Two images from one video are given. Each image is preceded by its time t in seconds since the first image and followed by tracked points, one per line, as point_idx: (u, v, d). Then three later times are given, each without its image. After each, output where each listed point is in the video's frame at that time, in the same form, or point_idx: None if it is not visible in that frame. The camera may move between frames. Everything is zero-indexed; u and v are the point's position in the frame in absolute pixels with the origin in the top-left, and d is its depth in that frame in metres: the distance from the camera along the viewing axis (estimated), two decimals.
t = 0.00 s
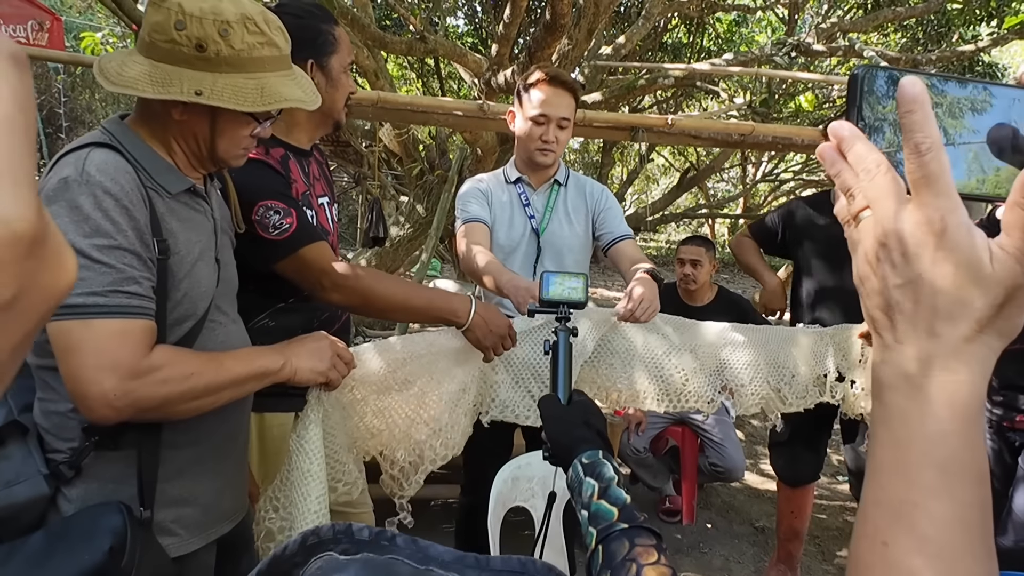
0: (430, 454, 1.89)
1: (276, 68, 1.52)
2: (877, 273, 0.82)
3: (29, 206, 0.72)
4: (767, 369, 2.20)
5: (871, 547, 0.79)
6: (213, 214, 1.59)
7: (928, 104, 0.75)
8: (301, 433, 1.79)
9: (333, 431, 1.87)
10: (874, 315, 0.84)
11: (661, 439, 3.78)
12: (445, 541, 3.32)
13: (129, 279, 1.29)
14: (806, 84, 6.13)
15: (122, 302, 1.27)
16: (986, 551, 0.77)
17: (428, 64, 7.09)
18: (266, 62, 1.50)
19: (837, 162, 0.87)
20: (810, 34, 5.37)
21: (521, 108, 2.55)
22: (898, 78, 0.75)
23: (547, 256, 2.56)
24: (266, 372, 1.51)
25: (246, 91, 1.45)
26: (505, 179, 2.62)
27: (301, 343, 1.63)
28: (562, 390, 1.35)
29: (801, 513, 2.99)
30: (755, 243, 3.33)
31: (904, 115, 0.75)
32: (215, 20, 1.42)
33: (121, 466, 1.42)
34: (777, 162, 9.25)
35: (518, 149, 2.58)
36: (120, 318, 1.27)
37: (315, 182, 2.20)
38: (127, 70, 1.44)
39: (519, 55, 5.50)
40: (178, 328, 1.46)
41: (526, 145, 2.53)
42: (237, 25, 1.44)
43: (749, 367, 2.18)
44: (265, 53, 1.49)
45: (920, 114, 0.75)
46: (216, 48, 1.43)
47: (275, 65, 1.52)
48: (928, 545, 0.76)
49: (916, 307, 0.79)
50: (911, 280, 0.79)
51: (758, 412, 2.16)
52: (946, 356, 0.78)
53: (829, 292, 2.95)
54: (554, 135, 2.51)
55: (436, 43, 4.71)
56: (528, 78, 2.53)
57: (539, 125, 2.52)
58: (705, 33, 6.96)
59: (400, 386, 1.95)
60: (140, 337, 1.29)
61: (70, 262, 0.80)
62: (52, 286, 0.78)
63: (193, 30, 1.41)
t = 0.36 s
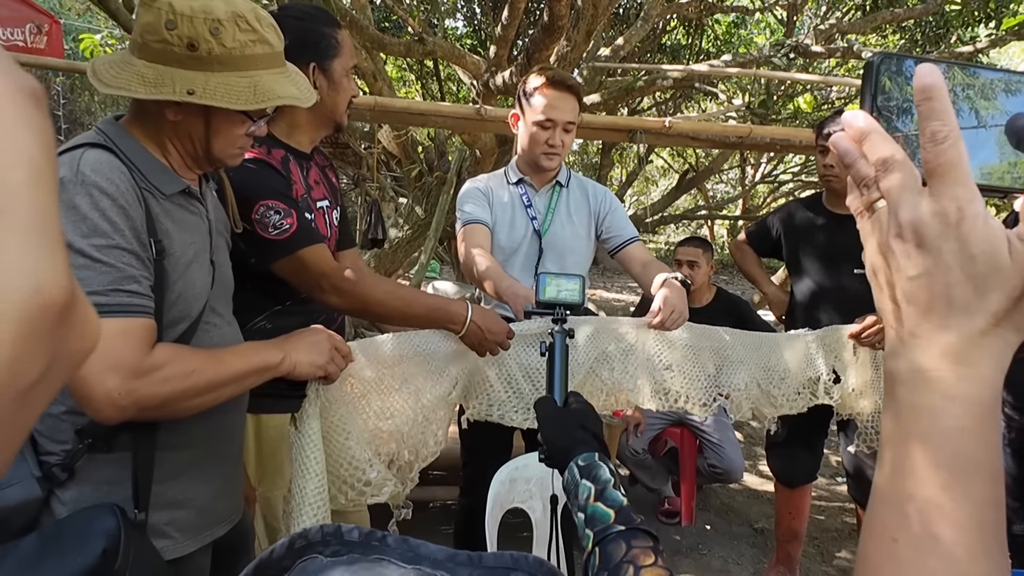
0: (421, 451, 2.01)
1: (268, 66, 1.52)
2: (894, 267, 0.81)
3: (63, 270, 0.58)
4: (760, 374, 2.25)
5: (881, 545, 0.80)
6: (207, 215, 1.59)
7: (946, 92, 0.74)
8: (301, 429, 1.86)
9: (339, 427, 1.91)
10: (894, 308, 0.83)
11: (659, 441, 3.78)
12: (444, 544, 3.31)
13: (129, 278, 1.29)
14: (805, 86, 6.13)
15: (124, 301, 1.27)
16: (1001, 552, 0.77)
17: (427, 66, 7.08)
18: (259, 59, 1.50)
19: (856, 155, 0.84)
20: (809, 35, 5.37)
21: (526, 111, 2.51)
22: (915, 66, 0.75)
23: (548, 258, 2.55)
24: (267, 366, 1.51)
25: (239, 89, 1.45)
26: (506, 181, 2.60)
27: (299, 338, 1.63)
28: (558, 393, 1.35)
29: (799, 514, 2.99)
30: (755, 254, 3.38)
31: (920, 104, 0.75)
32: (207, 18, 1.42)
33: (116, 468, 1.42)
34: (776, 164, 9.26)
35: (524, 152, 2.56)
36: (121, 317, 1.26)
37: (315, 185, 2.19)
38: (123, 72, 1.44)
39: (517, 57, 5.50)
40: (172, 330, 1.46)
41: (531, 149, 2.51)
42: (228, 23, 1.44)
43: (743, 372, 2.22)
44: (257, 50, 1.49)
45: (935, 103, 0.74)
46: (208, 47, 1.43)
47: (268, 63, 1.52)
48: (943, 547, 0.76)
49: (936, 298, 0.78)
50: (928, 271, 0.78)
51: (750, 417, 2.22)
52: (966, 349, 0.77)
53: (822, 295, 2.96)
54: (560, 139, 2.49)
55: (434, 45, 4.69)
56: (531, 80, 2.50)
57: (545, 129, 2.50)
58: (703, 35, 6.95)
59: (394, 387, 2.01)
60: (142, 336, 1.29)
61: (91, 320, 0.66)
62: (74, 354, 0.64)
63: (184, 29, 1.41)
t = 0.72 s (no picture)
0: (412, 451, 2.03)
1: (269, 66, 1.52)
2: (910, 264, 0.81)
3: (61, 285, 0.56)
4: (752, 372, 2.28)
5: (900, 548, 0.81)
6: (206, 216, 1.59)
7: (967, 89, 0.74)
8: (300, 431, 1.84)
9: (339, 428, 1.90)
10: (910, 310, 0.82)
11: (659, 442, 3.77)
12: (443, 545, 3.31)
13: (126, 279, 1.29)
14: (804, 87, 6.13)
15: (120, 303, 1.27)
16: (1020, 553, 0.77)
17: (426, 67, 7.08)
18: (261, 60, 1.50)
19: (875, 159, 0.85)
20: (807, 37, 5.37)
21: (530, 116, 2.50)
22: (936, 65, 0.75)
23: (550, 258, 2.56)
24: (266, 366, 1.52)
25: (242, 90, 1.45)
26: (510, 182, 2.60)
27: (298, 338, 1.64)
28: (563, 397, 1.34)
29: (798, 515, 2.98)
30: (747, 257, 3.33)
31: (940, 100, 0.75)
32: (209, 19, 1.42)
33: (114, 470, 1.42)
34: (775, 165, 9.26)
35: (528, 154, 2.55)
36: (117, 318, 1.26)
37: (315, 186, 2.19)
38: (126, 72, 1.44)
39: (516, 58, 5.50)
40: (170, 331, 1.46)
41: (537, 154, 2.52)
42: (231, 23, 1.44)
43: (734, 369, 2.26)
44: (260, 51, 1.49)
45: (956, 99, 0.74)
46: (210, 47, 1.43)
47: (269, 63, 1.52)
48: (960, 548, 0.77)
49: (952, 298, 0.78)
50: (946, 270, 0.77)
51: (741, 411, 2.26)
52: (985, 351, 0.77)
53: (818, 293, 2.97)
54: (565, 143, 2.49)
55: (433, 46, 4.70)
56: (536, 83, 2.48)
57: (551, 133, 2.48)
58: (702, 36, 6.96)
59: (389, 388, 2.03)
60: (138, 337, 1.29)
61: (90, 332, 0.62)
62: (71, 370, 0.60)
63: (187, 30, 1.41)
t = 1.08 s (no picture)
0: (430, 457, 1.95)
1: (270, 69, 1.51)
2: (918, 251, 0.78)
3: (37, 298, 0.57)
4: (750, 369, 2.28)
5: (911, 540, 0.74)
6: (205, 218, 1.58)
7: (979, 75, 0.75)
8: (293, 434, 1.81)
9: (330, 435, 1.87)
10: (919, 295, 0.78)
11: (658, 444, 3.76)
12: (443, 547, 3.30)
13: (122, 281, 1.28)
14: (803, 88, 6.14)
15: (115, 305, 1.26)
16: None
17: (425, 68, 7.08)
18: (261, 62, 1.49)
19: (884, 142, 0.85)
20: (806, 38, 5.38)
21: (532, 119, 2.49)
22: (948, 50, 0.76)
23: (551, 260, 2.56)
24: (259, 370, 1.50)
25: (243, 91, 1.45)
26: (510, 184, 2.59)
27: (292, 342, 1.62)
28: (567, 394, 1.33)
29: (797, 517, 2.97)
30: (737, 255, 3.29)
31: (952, 86, 0.75)
32: (210, 21, 1.42)
33: (111, 473, 1.41)
34: (773, 166, 9.26)
35: (529, 156, 2.54)
36: (113, 321, 1.26)
37: (317, 187, 2.20)
38: (125, 74, 1.43)
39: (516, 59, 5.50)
40: (169, 333, 1.45)
41: (538, 157, 2.51)
42: (233, 25, 1.44)
43: (727, 365, 2.27)
44: (261, 53, 1.49)
45: (971, 83, 0.74)
46: (212, 48, 1.42)
47: (270, 66, 1.51)
48: (976, 537, 0.71)
49: (964, 285, 0.74)
50: (955, 257, 0.74)
51: (737, 406, 2.27)
52: (994, 338, 0.72)
53: (814, 292, 2.97)
54: (568, 145, 2.48)
55: (432, 47, 4.70)
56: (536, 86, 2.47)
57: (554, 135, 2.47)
58: (701, 38, 6.96)
59: (404, 391, 1.96)
60: (133, 339, 1.28)
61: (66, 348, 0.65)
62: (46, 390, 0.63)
63: (188, 31, 1.40)
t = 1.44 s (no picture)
0: (436, 481, 1.93)
1: (266, 68, 1.51)
2: (935, 256, 0.77)
3: (63, 327, 0.53)
4: (755, 371, 2.30)
5: (925, 541, 0.74)
6: (204, 220, 1.58)
7: (990, 78, 0.75)
8: (299, 449, 1.78)
9: (338, 446, 1.86)
10: (932, 298, 0.78)
11: (658, 445, 3.76)
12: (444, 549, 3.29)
13: (113, 284, 1.28)
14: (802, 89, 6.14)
15: (105, 307, 1.26)
16: None
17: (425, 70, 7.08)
18: (258, 62, 1.49)
19: (896, 150, 0.85)
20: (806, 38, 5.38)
21: (534, 121, 2.48)
22: (958, 51, 0.76)
23: (552, 261, 2.55)
24: (260, 380, 1.50)
25: (239, 91, 1.45)
26: (510, 185, 2.59)
27: (298, 352, 1.62)
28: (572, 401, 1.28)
29: (797, 519, 2.97)
30: (733, 257, 3.28)
31: (964, 89, 0.76)
32: (206, 21, 1.42)
33: (110, 476, 1.41)
34: (773, 167, 9.26)
35: (530, 158, 2.54)
36: (103, 323, 1.25)
37: (318, 188, 2.20)
38: (121, 74, 1.43)
39: (515, 60, 5.51)
40: (166, 335, 1.45)
41: (541, 159, 2.50)
42: (228, 25, 1.44)
43: (729, 365, 2.28)
44: (257, 53, 1.49)
45: (981, 86, 0.75)
46: (207, 48, 1.42)
47: (266, 66, 1.51)
48: (991, 541, 0.70)
49: (978, 288, 0.73)
50: (969, 258, 0.74)
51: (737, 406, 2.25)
52: (1011, 340, 0.72)
53: (812, 294, 2.97)
54: (570, 148, 2.49)
55: (432, 49, 4.71)
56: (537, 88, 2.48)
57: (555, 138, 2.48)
58: (700, 39, 6.96)
59: (413, 403, 1.98)
60: (123, 343, 1.28)
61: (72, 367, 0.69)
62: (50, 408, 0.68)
63: (184, 31, 1.40)
